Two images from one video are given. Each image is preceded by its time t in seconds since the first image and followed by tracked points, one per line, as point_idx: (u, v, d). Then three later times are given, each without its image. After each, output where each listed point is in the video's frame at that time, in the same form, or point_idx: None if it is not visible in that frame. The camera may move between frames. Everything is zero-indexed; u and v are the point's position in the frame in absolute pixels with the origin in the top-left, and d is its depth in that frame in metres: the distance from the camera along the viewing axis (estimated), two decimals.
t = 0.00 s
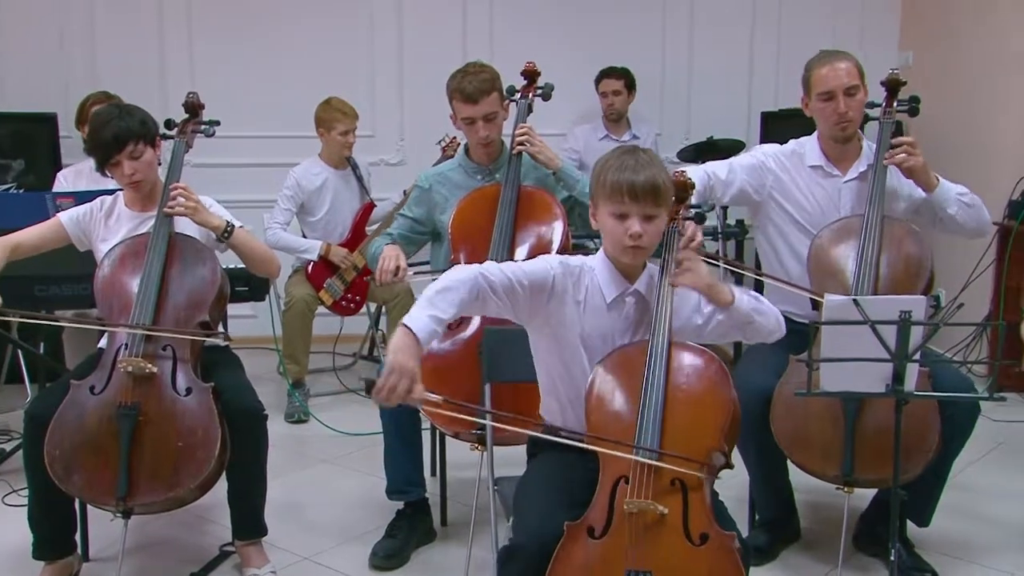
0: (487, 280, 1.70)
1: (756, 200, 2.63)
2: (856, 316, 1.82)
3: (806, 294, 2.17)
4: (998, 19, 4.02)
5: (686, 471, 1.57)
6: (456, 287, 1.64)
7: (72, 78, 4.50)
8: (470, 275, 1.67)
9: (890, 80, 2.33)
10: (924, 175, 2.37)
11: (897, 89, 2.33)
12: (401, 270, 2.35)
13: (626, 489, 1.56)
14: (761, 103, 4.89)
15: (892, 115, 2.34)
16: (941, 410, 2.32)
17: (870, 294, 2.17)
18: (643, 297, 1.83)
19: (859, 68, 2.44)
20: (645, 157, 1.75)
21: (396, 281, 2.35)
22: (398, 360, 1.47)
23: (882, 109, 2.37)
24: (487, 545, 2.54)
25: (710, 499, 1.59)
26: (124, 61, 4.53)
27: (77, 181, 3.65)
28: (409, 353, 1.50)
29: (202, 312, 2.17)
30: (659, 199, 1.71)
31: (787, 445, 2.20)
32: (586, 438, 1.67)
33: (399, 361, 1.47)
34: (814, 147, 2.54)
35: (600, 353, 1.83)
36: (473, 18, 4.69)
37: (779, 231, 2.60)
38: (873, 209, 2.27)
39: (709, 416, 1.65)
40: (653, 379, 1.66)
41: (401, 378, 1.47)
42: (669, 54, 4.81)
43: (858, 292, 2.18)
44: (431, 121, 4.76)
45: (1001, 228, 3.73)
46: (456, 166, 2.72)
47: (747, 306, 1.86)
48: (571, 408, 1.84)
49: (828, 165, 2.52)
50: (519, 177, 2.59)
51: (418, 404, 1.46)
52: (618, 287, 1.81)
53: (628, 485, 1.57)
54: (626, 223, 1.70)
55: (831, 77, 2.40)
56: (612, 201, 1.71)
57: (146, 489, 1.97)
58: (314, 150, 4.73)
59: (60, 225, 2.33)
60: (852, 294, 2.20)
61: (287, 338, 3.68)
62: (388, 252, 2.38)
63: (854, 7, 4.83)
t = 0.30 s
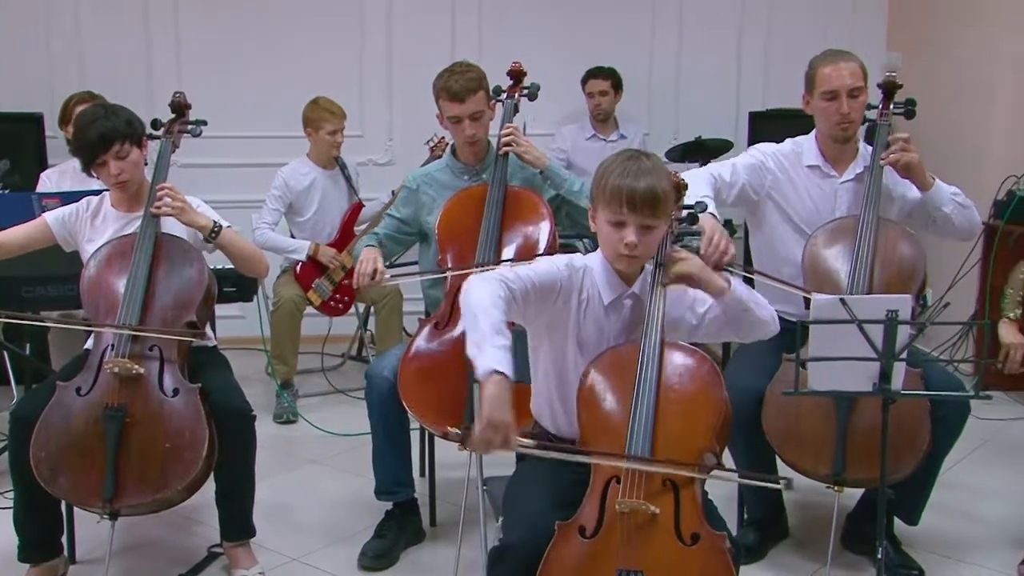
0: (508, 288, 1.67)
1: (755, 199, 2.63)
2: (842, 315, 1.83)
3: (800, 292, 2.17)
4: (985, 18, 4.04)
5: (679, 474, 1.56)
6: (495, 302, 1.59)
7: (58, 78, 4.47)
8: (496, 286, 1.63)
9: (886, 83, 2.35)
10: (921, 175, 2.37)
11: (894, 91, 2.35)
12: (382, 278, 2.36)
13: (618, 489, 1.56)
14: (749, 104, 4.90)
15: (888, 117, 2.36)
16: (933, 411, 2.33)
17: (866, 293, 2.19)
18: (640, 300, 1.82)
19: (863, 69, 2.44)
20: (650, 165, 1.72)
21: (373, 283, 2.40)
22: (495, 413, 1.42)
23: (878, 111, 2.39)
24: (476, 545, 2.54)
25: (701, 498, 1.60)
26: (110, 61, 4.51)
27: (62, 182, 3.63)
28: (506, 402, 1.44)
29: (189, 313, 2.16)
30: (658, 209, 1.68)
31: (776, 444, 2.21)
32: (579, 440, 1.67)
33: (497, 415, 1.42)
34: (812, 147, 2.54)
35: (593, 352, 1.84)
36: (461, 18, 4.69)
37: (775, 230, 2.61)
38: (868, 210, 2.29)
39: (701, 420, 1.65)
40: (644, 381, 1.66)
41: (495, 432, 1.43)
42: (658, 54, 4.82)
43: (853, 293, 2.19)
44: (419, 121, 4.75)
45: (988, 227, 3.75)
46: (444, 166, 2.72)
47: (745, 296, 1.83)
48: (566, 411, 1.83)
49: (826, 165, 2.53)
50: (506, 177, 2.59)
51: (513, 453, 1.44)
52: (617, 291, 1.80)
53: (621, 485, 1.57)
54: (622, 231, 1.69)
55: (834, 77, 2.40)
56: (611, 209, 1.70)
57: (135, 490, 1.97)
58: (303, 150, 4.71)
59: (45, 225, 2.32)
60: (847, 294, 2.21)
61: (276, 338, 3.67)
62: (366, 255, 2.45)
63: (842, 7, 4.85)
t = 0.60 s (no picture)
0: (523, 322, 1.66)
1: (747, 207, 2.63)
2: (827, 313, 1.84)
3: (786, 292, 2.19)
4: (966, 18, 4.06)
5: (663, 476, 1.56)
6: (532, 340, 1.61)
7: (40, 78, 4.45)
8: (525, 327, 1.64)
9: (872, 85, 2.35)
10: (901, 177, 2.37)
11: (880, 94, 2.36)
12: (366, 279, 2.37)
13: (602, 489, 1.57)
14: (734, 103, 4.92)
15: (874, 119, 2.37)
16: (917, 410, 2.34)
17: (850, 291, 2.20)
18: (622, 300, 1.83)
19: (855, 74, 2.44)
20: (629, 166, 1.71)
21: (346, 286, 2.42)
22: (591, 442, 1.48)
23: (865, 113, 2.39)
24: (463, 545, 2.54)
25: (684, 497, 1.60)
26: (93, 61, 4.49)
27: (46, 182, 3.60)
28: (602, 429, 1.50)
29: (173, 313, 2.15)
30: (635, 213, 1.67)
31: (761, 442, 2.22)
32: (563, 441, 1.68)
33: (590, 441, 1.48)
34: (798, 150, 2.56)
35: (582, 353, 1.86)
36: (446, 18, 4.69)
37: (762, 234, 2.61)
38: (853, 210, 2.31)
39: (683, 419, 1.66)
40: (628, 379, 1.66)
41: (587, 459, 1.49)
42: (643, 54, 4.83)
43: (837, 292, 2.21)
44: (405, 121, 4.75)
45: (969, 225, 3.77)
46: (428, 167, 2.72)
47: (719, 320, 1.83)
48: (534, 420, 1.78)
49: (812, 167, 2.55)
50: (491, 176, 2.59)
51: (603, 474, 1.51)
52: (598, 292, 1.80)
53: (605, 485, 1.57)
54: (600, 236, 1.68)
55: (828, 82, 2.39)
56: (589, 213, 1.69)
57: (121, 492, 1.96)
58: (287, 150, 4.70)
59: (26, 225, 2.30)
60: (830, 293, 2.22)
61: (261, 340, 3.67)
62: (340, 256, 2.46)
63: (825, 8, 4.87)
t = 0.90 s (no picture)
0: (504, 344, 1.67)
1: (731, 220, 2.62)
2: (814, 313, 1.84)
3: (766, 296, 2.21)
4: (951, 20, 4.08)
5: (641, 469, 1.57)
6: (516, 362, 1.63)
7: (26, 78, 4.43)
8: (508, 352, 1.65)
9: (841, 84, 2.36)
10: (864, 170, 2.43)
11: (848, 92, 2.36)
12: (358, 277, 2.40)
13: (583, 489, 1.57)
14: (722, 103, 4.93)
15: (843, 118, 2.37)
16: (897, 408, 2.36)
17: (824, 291, 2.20)
18: (597, 297, 1.84)
19: (818, 73, 2.46)
20: (593, 162, 1.72)
21: (325, 288, 2.41)
22: (601, 434, 1.53)
23: (834, 112, 2.40)
24: (451, 546, 2.54)
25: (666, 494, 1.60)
26: (80, 61, 4.47)
27: (35, 183, 3.58)
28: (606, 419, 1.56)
29: (158, 314, 2.14)
30: (601, 209, 1.68)
31: (746, 442, 2.22)
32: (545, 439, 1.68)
33: (602, 435, 1.53)
34: (769, 152, 2.57)
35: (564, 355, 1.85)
36: (434, 18, 4.68)
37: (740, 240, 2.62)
38: (826, 210, 2.32)
39: (664, 415, 1.66)
40: (609, 375, 1.66)
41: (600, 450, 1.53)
42: (631, 54, 4.83)
43: (812, 290, 2.21)
44: (393, 121, 4.74)
45: (955, 226, 3.79)
46: (415, 167, 2.72)
47: (700, 309, 1.85)
48: (523, 422, 1.79)
49: (783, 168, 2.55)
50: (478, 175, 2.59)
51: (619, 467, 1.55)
52: (572, 290, 1.82)
53: (586, 485, 1.57)
54: (568, 234, 1.70)
55: (792, 82, 2.42)
56: (556, 212, 1.71)
57: (107, 493, 1.96)
58: (275, 150, 4.69)
59: (10, 225, 2.30)
60: (806, 292, 2.23)
61: (248, 343, 3.66)
62: (317, 259, 2.45)
63: (812, 9, 4.89)
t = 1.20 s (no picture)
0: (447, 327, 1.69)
1: (699, 215, 2.66)
2: (800, 312, 1.84)
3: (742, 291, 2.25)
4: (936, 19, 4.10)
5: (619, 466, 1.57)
6: (452, 339, 1.65)
7: (11, 80, 4.42)
8: (447, 331, 1.67)
9: (812, 82, 2.42)
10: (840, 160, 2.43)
11: (820, 90, 2.42)
12: (342, 277, 2.37)
13: (561, 488, 1.57)
14: (710, 103, 4.94)
15: (816, 114, 2.42)
16: (879, 407, 2.37)
17: (801, 290, 2.23)
18: (567, 294, 1.85)
19: (779, 69, 2.47)
20: (539, 158, 1.73)
21: (301, 290, 2.38)
22: (520, 424, 1.51)
23: (806, 109, 2.44)
24: (438, 546, 2.53)
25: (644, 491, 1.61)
26: (65, 62, 4.46)
27: (16, 182, 3.57)
28: (529, 410, 1.54)
29: (142, 314, 2.13)
30: (554, 201, 1.69)
31: (729, 442, 2.22)
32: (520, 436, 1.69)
33: (520, 423, 1.51)
34: (742, 152, 2.58)
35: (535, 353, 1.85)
36: (421, 19, 4.68)
37: (716, 240, 2.64)
38: (801, 207, 2.36)
39: (641, 412, 1.66)
40: (584, 374, 1.67)
41: (519, 441, 1.51)
42: (618, 54, 4.83)
43: (789, 289, 2.24)
44: (380, 121, 4.74)
45: (940, 225, 3.81)
46: (401, 169, 2.72)
47: (671, 295, 1.85)
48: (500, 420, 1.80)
49: (756, 166, 2.56)
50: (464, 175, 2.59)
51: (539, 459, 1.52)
52: (537, 288, 1.82)
53: (563, 484, 1.57)
54: (526, 231, 1.70)
55: (753, 81, 2.42)
56: (510, 211, 1.71)
57: (91, 495, 1.95)
58: (262, 151, 4.69)
59: None
60: (785, 290, 2.26)
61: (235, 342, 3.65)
62: (294, 261, 2.43)
63: (798, 8, 4.90)
